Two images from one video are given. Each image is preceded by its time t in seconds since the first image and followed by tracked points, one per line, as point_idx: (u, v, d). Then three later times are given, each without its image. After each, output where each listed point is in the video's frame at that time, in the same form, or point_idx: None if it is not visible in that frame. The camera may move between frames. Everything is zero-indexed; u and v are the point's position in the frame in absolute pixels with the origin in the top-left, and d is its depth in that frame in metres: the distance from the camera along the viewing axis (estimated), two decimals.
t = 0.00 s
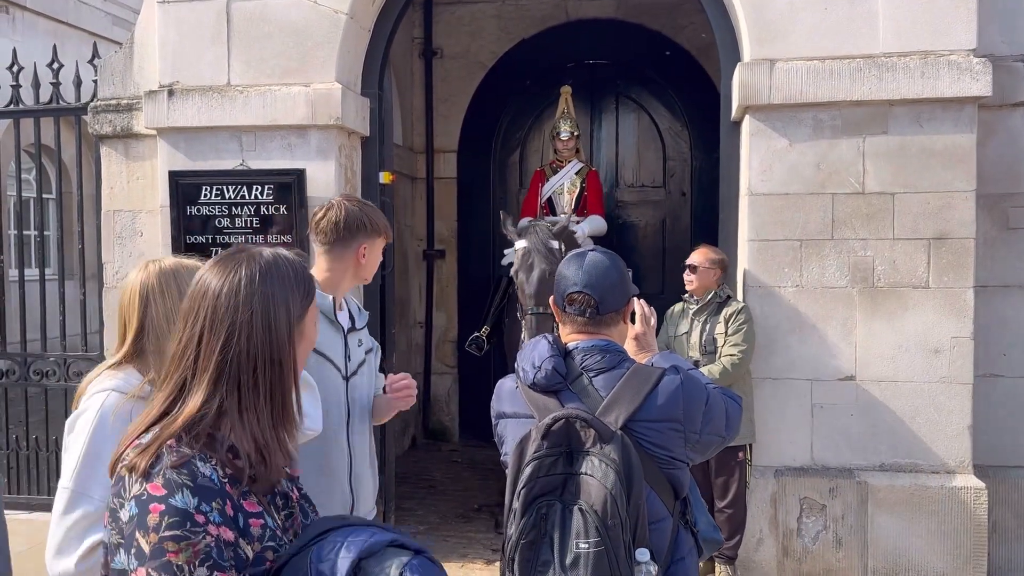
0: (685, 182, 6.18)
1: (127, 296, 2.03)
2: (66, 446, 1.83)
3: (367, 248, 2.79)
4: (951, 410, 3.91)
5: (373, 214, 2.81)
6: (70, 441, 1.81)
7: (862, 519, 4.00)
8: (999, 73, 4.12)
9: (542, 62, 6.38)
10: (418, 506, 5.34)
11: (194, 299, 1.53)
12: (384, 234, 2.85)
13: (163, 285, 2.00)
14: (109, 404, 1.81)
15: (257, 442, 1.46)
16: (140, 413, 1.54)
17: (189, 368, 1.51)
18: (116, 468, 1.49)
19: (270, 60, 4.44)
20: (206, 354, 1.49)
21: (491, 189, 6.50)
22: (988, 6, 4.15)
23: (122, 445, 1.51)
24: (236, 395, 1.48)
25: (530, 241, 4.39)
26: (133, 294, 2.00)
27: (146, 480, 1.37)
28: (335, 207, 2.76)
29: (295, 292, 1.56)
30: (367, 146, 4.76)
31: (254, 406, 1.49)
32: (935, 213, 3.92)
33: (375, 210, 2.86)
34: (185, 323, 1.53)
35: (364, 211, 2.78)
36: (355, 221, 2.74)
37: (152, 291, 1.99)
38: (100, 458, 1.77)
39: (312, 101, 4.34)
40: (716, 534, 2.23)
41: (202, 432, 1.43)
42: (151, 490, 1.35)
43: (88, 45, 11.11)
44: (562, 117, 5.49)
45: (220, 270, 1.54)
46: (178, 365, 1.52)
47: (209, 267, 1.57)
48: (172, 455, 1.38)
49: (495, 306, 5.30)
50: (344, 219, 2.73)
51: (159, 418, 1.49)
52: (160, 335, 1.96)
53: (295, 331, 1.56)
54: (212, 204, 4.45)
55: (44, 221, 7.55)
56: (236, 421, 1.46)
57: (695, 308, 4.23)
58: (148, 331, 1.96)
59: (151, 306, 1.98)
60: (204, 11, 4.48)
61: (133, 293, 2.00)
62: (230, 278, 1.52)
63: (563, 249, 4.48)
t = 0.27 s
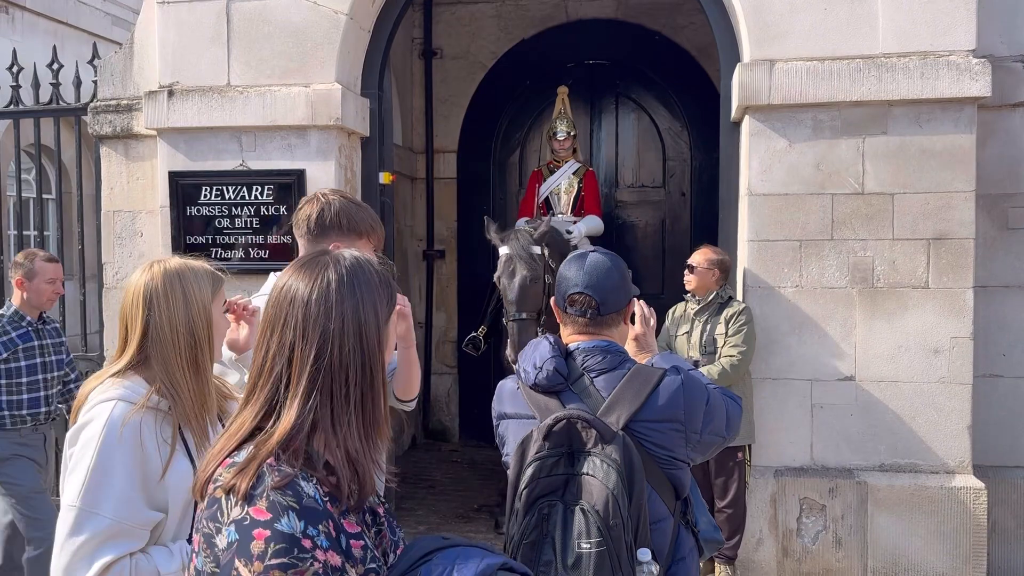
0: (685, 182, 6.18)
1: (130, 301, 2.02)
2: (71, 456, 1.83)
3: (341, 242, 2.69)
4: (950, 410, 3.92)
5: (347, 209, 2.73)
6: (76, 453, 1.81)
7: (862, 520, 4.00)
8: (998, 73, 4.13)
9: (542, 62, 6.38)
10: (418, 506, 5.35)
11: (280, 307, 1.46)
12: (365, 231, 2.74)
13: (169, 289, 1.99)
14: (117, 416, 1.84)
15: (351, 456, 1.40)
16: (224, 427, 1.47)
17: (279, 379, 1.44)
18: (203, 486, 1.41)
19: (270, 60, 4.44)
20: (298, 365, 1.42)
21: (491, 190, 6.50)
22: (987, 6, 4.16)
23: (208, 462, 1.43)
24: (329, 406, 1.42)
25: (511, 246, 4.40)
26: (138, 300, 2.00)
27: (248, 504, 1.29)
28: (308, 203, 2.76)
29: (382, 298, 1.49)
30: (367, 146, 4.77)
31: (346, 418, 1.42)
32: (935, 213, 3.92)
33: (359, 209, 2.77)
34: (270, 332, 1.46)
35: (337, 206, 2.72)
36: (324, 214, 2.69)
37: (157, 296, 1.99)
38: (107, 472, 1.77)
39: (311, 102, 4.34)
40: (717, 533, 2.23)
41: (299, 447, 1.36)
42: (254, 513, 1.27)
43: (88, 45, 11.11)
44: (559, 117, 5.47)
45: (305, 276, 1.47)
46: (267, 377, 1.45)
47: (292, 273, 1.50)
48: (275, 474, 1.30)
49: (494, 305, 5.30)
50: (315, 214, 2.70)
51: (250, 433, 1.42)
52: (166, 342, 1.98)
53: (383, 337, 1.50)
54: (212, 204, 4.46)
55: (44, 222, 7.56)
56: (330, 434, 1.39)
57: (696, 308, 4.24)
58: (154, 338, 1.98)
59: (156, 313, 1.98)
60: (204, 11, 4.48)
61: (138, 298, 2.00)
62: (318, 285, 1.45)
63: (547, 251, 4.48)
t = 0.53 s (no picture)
0: (684, 183, 6.18)
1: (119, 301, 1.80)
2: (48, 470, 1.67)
3: (291, 243, 2.31)
4: (949, 410, 3.92)
5: (306, 205, 2.32)
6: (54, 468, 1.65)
7: (861, 520, 4.01)
8: (996, 74, 4.13)
9: (541, 63, 6.39)
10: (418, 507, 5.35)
11: (388, 318, 1.44)
12: (324, 234, 2.30)
13: (160, 293, 1.76)
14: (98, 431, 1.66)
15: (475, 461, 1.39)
16: (345, 445, 1.46)
17: (395, 392, 1.42)
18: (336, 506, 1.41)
19: (269, 61, 4.44)
20: (414, 375, 1.41)
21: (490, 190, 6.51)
22: (985, 7, 4.16)
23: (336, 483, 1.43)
24: (450, 413, 1.41)
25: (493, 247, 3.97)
26: (126, 302, 1.78)
27: (395, 518, 1.27)
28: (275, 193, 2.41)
29: (485, 304, 1.48)
30: (366, 146, 4.77)
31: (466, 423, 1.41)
32: (933, 214, 3.93)
33: (332, 206, 2.34)
34: (383, 342, 1.44)
35: (298, 200, 2.33)
36: (275, 211, 2.33)
37: (146, 300, 1.76)
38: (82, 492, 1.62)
39: (311, 102, 4.35)
40: (716, 533, 2.24)
41: (428, 457, 1.36)
42: (404, 527, 1.25)
43: (88, 46, 11.11)
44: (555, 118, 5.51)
45: (411, 284, 1.45)
46: (381, 390, 1.43)
47: (395, 283, 1.48)
48: (417, 486, 1.29)
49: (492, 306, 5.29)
50: (273, 207, 2.35)
51: (373, 448, 1.41)
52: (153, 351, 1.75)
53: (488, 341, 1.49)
54: (212, 205, 4.46)
55: (43, 222, 7.56)
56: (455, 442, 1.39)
57: (695, 308, 4.25)
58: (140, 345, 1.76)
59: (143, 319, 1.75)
60: (203, 12, 4.49)
61: (125, 299, 1.78)
62: (424, 291, 1.43)
63: (533, 251, 4.04)
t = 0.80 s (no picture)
0: (682, 183, 6.19)
1: (121, 309, 1.79)
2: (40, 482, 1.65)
3: (265, 247, 2.23)
4: (946, 410, 3.93)
5: (279, 207, 2.22)
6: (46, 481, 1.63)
7: (859, 519, 4.01)
8: (993, 74, 4.14)
9: (539, 63, 6.40)
10: (416, 507, 5.35)
11: (503, 315, 1.54)
12: (296, 238, 2.20)
13: (165, 300, 1.76)
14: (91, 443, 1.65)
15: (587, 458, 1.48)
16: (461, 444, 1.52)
17: (514, 388, 1.52)
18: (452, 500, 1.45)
19: (268, 61, 4.45)
20: (534, 373, 1.50)
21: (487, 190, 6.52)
22: (982, 8, 4.17)
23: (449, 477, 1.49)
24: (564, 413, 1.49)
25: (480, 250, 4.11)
26: (129, 309, 1.77)
27: (533, 517, 1.30)
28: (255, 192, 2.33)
29: (593, 308, 1.58)
30: (364, 146, 4.77)
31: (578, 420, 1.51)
32: (930, 214, 3.93)
33: (309, 207, 2.23)
34: (499, 338, 1.53)
35: (274, 201, 2.24)
36: (250, 213, 2.25)
37: (149, 308, 1.76)
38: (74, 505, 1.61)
39: (309, 102, 4.35)
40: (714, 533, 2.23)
41: (551, 451, 1.44)
42: (543, 528, 1.28)
43: (86, 46, 11.11)
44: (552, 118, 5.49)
45: (526, 286, 1.55)
46: (500, 386, 1.52)
47: (507, 284, 1.58)
48: (553, 485, 1.35)
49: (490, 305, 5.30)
50: (249, 208, 2.27)
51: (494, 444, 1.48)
52: (154, 359, 1.75)
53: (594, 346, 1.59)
54: (210, 205, 4.46)
55: (41, 223, 7.56)
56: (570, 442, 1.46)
57: (693, 308, 4.25)
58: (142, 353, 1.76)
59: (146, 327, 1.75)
60: (201, 12, 4.49)
61: (129, 307, 1.77)
62: (540, 293, 1.54)
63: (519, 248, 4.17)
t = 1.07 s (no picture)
0: (681, 182, 6.19)
1: (158, 321, 1.71)
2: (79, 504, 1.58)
3: (272, 249, 2.18)
4: (944, 409, 3.94)
5: (288, 210, 2.17)
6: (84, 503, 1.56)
7: (858, 518, 4.02)
8: (991, 73, 4.14)
9: (538, 63, 6.40)
10: (416, 507, 5.35)
11: (619, 325, 1.38)
12: (303, 242, 2.14)
13: (209, 310, 1.67)
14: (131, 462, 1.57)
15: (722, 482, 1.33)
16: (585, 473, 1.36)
17: (639, 407, 1.36)
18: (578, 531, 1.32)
19: (266, 61, 4.44)
20: (659, 391, 1.34)
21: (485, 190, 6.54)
22: (981, 7, 4.17)
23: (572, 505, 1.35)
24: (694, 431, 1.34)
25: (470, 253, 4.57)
26: (168, 321, 1.68)
27: (698, 549, 1.16)
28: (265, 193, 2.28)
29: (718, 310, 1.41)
30: (363, 146, 4.77)
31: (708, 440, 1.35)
32: (928, 213, 3.94)
33: (321, 209, 2.18)
34: (616, 352, 1.38)
35: (285, 202, 2.19)
36: (259, 215, 2.20)
37: (191, 319, 1.67)
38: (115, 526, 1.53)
39: (308, 102, 4.35)
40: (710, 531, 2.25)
41: (694, 478, 1.28)
42: (713, 561, 1.15)
43: (84, 46, 11.11)
44: (549, 118, 5.53)
45: (637, 290, 1.39)
46: (622, 403, 1.37)
47: (622, 289, 1.42)
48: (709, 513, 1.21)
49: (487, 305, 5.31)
50: (258, 209, 2.22)
51: (624, 469, 1.33)
52: (193, 373, 1.66)
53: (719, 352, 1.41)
54: (208, 205, 4.46)
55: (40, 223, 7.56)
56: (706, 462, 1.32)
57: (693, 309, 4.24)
58: (182, 365, 1.67)
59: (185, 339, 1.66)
60: (200, 12, 4.49)
61: (168, 318, 1.69)
62: (661, 301, 1.36)
63: (510, 255, 4.60)
